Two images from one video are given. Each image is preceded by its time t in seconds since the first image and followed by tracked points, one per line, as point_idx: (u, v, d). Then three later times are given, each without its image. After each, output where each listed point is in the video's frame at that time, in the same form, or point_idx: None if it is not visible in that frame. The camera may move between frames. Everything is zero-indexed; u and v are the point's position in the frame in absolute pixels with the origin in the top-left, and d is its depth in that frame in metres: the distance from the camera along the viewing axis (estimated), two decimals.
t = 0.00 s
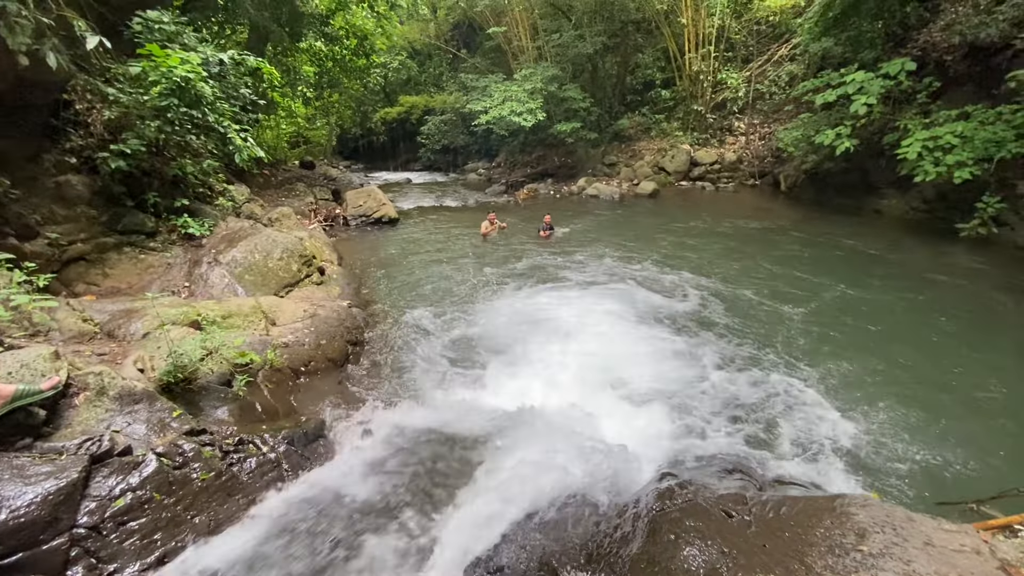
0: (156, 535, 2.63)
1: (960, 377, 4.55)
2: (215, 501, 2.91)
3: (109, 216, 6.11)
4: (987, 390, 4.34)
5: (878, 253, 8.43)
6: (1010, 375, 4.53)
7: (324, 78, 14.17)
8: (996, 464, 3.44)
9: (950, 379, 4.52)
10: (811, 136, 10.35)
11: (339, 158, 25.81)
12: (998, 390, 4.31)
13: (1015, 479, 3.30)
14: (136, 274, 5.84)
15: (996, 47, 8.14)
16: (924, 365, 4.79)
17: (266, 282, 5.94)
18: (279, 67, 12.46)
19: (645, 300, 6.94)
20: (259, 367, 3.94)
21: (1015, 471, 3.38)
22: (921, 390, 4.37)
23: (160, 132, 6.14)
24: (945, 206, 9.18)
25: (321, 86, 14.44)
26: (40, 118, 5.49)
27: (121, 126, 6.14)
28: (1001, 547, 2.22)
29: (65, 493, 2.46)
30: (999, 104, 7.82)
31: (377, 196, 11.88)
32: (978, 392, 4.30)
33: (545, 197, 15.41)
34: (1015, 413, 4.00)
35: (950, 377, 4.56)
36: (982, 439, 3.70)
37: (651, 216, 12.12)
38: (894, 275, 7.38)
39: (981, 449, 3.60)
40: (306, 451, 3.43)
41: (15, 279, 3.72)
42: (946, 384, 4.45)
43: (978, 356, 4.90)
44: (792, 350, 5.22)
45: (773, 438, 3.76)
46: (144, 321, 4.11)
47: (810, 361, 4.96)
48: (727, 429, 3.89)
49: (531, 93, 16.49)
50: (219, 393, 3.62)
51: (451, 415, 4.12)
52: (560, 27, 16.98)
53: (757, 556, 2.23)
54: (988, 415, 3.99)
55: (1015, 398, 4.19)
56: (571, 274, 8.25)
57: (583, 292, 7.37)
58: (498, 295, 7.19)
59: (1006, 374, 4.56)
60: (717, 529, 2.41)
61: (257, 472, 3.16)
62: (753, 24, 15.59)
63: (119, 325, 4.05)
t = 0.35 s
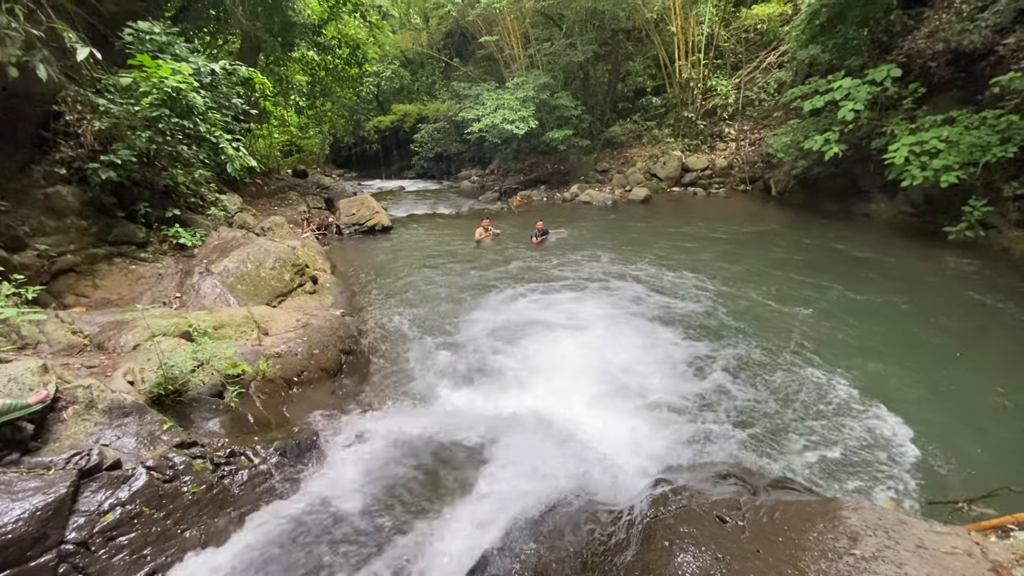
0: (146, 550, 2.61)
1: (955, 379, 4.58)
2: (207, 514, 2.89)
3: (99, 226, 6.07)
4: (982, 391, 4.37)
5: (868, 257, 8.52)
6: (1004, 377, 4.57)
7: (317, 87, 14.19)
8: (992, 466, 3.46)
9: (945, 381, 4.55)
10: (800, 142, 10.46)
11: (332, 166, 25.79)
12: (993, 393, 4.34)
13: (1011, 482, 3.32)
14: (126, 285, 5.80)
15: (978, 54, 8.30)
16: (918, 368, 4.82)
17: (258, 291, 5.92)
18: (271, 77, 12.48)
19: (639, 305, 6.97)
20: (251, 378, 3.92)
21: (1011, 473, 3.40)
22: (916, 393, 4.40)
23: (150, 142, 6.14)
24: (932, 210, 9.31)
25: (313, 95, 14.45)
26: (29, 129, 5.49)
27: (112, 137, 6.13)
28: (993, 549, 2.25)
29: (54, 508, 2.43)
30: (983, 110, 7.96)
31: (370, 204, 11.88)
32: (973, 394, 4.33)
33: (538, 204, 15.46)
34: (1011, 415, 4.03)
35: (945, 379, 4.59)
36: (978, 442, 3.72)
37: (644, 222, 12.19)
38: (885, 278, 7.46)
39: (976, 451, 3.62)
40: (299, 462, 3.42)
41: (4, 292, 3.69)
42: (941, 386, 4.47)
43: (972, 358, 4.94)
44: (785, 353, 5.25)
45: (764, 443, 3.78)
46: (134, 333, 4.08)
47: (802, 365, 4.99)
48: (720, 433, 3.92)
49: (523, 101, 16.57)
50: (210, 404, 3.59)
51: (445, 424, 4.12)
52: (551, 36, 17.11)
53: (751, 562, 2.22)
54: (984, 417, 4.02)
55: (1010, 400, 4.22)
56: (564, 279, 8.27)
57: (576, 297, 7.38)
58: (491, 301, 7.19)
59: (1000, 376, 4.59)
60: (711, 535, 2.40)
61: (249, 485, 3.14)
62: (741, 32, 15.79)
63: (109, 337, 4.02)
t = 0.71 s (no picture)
0: (151, 553, 2.60)
1: (965, 382, 4.54)
2: (211, 518, 2.88)
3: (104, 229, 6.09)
4: (992, 394, 4.33)
5: (873, 258, 8.48)
6: (1016, 379, 4.52)
7: (320, 90, 14.24)
8: (1005, 469, 3.42)
9: (955, 385, 4.51)
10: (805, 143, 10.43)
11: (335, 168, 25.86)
12: (1005, 395, 4.29)
13: None
14: (131, 288, 5.81)
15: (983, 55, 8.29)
16: (927, 371, 4.78)
17: (262, 294, 5.93)
18: (275, 80, 12.53)
19: (642, 307, 6.95)
20: (256, 381, 3.92)
21: None
22: (926, 396, 4.36)
23: (155, 146, 6.18)
24: (937, 211, 9.29)
25: (316, 98, 14.50)
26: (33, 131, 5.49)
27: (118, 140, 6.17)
28: (1002, 552, 2.23)
29: (59, 511, 2.43)
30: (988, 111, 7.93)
31: (373, 206, 11.91)
32: (985, 397, 4.28)
33: (541, 206, 15.47)
34: None
35: (955, 382, 4.54)
36: (991, 444, 3.68)
37: (647, 224, 12.17)
38: (889, 279, 7.43)
39: (988, 454, 3.58)
40: (304, 465, 3.42)
41: (9, 295, 3.70)
42: (951, 390, 4.43)
43: (982, 361, 4.89)
44: (791, 356, 5.23)
45: (771, 446, 3.76)
46: (139, 336, 4.09)
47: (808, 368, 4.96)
48: (726, 435, 3.90)
49: (526, 103, 16.57)
50: (215, 407, 3.58)
51: (450, 426, 4.12)
52: (554, 38, 17.14)
53: (758, 566, 2.20)
54: (997, 420, 3.96)
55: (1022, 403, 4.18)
56: (568, 281, 8.26)
57: (579, 299, 7.38)
58: (494, 303, 7.19)
59: (1011, 379, 4.54)
60: (717, 540, 2.38)
61: (253, 487, 3.13)
62: (744, 33, 15.77)
63: (113, 340, 4.03)
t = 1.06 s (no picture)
0: (169, 534, 2.66)
1: (974, 375, 4.52)
2: (226, 500, 2.94)
3: (115, 221, 6.18)
4: (1002, 388, 4.31)
5: (882, 251, 8.44)
6: None
7: (326, 81, 14.24)
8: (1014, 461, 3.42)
9: (964, 378, 4.49)
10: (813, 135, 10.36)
11: (341, 161, 25.89)
12: (1015, 389, 4.27)
13: None
14: (142, 278, 5.87)
15: (996, 45, 8.19)
16: (936, 364, 4.76)
17: (271, 285, 5.99)
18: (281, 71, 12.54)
19: (648, 300, 6.97)
20: (267, 369, 3.98)
21: None
22: (934, 389, 4.35)
23: (165, 138, 6.23)
24: (947, 204, 9.22)
25: (322, 90, 14.51)
26: (46, 124, 5.53)
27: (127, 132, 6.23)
28: (1004, 540, 2.26)
29: (81, 492, 2.50)
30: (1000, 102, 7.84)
31: (379, 198, 11.93)
32: (994, 391, 4.27)
33: (546, 198, 15.44)
34: None
35: (965, 375, 4.52)
36: (999, 437, 3.67)
37: (653, 216, 12.14)
38: (897, 271, 7.40)
39: (997, 446, 3.57)
40: (314, 451, 3.47)
41: (25, 284, 3.77)
42: (960, 383, 4.41)
43: (992, 355, 4.86)
44: (798, 347, 5.23)
45: (777, 436, 3.78)
46: (152, 324, 4.15)
47: (813, 359, 4.98)
48: (731, 426, 3.93)
49: (531, 95, 16.50)
50: (227, 393, 3.65)
51: (457, 414, 4.16)
52: (560, 29, 17.03)
53: (762, 551, 2.22)
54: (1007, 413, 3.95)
55: None
56: (574, 273, 8.28)
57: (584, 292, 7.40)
58: (499, 295, 7.22)
59: (1021, 372, 4.52)
60: (722, 525, 2.40)
61: (266, 472, 3.19)
62: (752, 24, 15.60)
63: (127, 328, 4.10)
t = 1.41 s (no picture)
0: (181, 510, 2.77)
1: (973, 368, 4.53)
2: (235, 480, 3.04)
3: (125, 211, 6.28)
4: (1001, 381, 4.32)
5: (887, 243, 8.41)
6: None
7: (331, 72, 14.27)
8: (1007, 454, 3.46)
9: (963, 371, 4.51)
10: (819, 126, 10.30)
11: (346, 152, 25.95)
12: (1015, 383, 4.28)
13: None
14: (152, 269, 5.98)
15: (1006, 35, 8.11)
16: (936, 357, 4.78)
17: (278, 275, 6.09)
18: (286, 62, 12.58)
19: (649, 292, 7.03)
20: (274, 356, 4.07)
21: None
22: (933, 381, 4.37)
23: (172, 129, 6.36)
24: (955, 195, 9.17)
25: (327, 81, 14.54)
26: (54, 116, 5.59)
27: (135, 123, 6.30)
28: (990, 524, 2.32)
29: (98, 469, 2.62)
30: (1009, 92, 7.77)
31: (384, 190, 11.99)
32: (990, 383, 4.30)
33: (551, 190, 15.44)
34: None
35: (964, 368, 4.54)
36: (995, 431, 3.70)
37: (657, 207, 12.13)
38: (901, 264, 7.39)
39: (990, 440, 3.61)
40: (320, 435, 3.58)
41: (40, 272, 3.87)
42: (958, 376, 4.44)
43: (993, 349, 4.87)
44: (798, 339, 5.28)
45: (774, 428, 3.85)
46: (163, 313, 4.26)
47: (813, 350, 5.03)
48: (728, 416, 4.00)
49: (536, 85, 16.46)
50: (236, 379, 3.75)
51: (459, 402, 4.24)
52: (566, 19, 16.93)
53: (751, 532, 2.27)
54: (1006, 407, 3.97)
55: None
56: (578, 265, 8.33)
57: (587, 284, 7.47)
58: (503, 287, 7.31)
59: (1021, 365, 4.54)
60: (713, 508, 2.48)
61: (274, 454, 3.29)
62: (761, 13, 15.43)
63: (138, 316, 4.20)
